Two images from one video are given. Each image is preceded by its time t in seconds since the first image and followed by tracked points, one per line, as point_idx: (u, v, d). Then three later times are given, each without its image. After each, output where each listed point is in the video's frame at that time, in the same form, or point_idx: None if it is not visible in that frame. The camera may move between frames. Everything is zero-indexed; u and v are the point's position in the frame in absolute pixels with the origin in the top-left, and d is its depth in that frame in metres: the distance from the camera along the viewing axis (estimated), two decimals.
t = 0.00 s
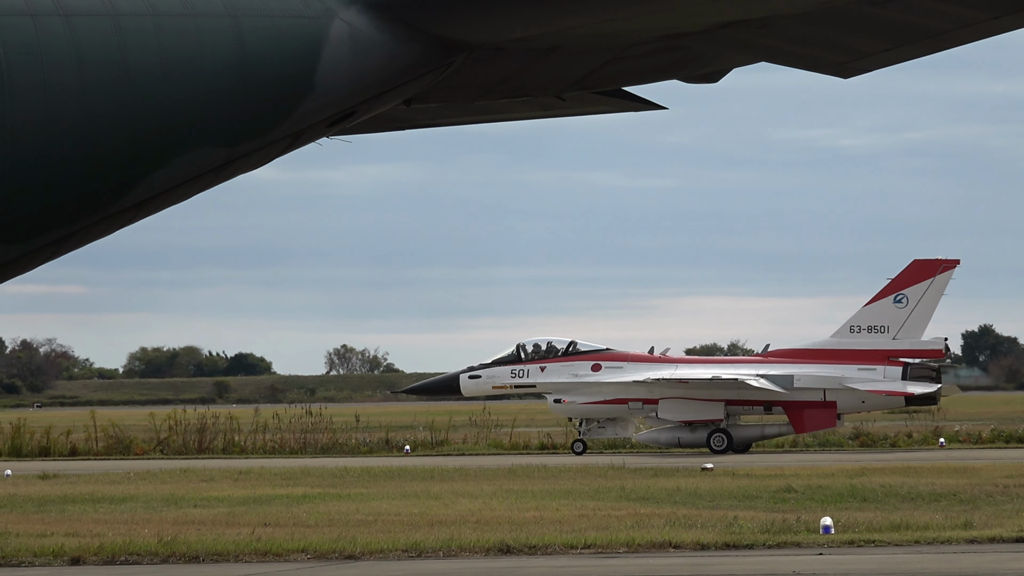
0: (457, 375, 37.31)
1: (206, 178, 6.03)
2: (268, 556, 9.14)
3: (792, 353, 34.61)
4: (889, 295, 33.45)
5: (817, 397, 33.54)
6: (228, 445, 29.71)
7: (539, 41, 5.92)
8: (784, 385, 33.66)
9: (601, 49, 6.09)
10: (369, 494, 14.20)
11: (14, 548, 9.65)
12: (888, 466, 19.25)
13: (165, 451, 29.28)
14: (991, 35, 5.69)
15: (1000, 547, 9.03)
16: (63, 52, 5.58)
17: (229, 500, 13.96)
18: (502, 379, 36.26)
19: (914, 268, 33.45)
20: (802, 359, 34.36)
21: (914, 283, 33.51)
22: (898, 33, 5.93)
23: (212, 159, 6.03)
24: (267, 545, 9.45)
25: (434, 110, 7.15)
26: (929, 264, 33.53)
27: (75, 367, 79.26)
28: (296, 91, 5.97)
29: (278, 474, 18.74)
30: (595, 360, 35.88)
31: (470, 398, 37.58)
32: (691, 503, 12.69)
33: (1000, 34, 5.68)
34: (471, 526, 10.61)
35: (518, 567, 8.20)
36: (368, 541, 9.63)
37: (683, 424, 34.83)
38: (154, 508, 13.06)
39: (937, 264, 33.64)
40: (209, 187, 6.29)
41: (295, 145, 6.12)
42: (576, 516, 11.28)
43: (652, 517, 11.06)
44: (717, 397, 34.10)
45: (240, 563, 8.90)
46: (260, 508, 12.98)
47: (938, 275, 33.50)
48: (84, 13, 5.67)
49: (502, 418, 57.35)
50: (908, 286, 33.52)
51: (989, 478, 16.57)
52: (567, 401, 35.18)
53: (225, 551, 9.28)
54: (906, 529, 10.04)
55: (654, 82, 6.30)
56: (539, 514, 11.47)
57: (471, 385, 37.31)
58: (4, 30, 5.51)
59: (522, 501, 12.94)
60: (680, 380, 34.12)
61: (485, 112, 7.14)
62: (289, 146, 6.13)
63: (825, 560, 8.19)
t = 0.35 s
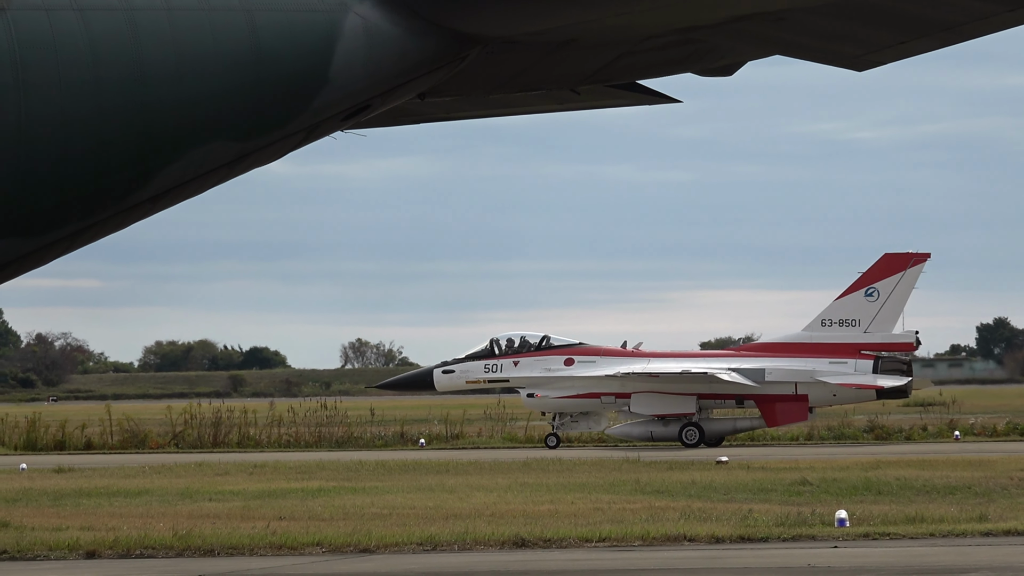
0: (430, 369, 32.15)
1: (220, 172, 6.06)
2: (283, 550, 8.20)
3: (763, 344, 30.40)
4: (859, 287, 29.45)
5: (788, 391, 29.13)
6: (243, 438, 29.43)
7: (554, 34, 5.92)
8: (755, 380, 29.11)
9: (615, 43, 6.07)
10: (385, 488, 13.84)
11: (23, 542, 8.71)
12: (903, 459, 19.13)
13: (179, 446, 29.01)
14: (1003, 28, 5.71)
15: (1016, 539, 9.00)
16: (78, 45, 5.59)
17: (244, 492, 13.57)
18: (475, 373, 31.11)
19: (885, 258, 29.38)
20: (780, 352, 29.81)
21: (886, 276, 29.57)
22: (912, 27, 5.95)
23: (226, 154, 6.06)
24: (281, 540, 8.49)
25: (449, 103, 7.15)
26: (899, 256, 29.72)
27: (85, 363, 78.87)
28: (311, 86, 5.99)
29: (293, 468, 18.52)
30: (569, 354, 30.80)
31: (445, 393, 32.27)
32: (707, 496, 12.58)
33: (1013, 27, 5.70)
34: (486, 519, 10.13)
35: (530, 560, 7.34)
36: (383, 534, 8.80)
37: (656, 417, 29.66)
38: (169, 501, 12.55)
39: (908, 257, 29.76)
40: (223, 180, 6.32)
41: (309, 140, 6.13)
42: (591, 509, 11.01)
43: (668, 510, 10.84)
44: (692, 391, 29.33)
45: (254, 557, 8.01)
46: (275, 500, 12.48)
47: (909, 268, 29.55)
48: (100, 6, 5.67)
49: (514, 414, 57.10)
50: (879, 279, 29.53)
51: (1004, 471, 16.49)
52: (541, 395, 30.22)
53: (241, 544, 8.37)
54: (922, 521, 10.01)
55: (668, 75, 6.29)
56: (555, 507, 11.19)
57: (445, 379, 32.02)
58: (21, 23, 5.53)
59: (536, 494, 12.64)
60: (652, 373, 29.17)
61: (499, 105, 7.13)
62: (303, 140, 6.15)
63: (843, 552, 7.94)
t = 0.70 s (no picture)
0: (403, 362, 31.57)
1: (236, 164, 6.11)
2: (299, 543, 8.19)
3: (737, 339, 29.70)
4: (831, 281, 28.76)
5: (760, 384, 28.39)
6: (259, 431, 29.46)
7: (568, 28, 5.89)
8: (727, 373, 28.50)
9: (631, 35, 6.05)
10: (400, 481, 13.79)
11: (40, 535, 8.69)
12: (918, 453, 19.10)
13: (195, 438, 29.04)
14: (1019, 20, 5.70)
15: None
16: (94, 40, 5.59)
17: (260, 485, 13.45)
18: (448, 367, 30.49)
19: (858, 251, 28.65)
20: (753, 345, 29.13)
21: (858, 269, 28.89)
22: (926, 19, 5.94)
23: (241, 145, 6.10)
24: (297, 533, 8.47)
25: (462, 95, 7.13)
26: (871, 250, 29.02)
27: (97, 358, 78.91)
28: (327, 78, 6.01)
29: (309, 461, 18.50)
30: (542, 348, 30.31)
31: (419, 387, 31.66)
32: (723, 489, 12.52)
33: None
34: (501, 512, 10.10)
35: (543, 554, 7.26)
36: (398, 527, 8.76)
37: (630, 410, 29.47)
38: (186, 494, 12.49)
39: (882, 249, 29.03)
40: (237, 170, 6.36)
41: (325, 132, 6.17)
42: (607, 502, 10.96)
43: (684, 503, 10.79)
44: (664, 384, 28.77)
45: (270, 549, 7.98)
46: (291, 493, 12.41)
47: (882, 262, 28.87)
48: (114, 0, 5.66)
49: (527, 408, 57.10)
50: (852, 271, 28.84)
51: (1020, 463, 16.46)
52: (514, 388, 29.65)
53: (257, 537, 8.35)
54: (937, 514, 10.02)
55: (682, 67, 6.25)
56: (571, 500, 11.12)
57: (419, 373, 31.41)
58: (35, 18, 5.52)
59: (551, 487, 12.56)
60: (623, 366, 28.69)
61: (513, 98, 7.11)
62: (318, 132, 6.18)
63: (857, 545, 7.90)
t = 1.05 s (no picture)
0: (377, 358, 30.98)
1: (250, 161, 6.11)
2: (314, 539, 8.19)
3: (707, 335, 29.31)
4: (802, 276, 28.19)
5: (731, 380, 28.09)
6: (274, 427, 29.40)
7: (582, 23, 5.90)
8: (698, 369, 28.14)
9: (643, 31, 6.04)
10: (415, 476, 13.69)
11: (54, 532, 8.66)
12: (933, 447, 19.04)
13: (210, 435, 28.97)
14: None
15: None
16: (109, 40, 5.60)
17: (274, 482, 13.36)
18: (421, 363, 29.85)
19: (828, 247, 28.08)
20: (721, 342, 28.78)
21: (828, 266, 28.30)
22: (939, 14, 5.96)
23: (254, 143, 6.10)
24: (313, 529, 8.46)
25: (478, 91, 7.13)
26: (842, 245, 28.46)
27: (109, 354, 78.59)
28: (341, 73, 6.02)
29: (323, 457, 18.46)
30: (515, 344, 29.72)
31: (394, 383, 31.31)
32: (738, 484, 12.48)
33: None
34: (517, 508, 10.08)
35: (560, 549, 7.20)
36: (414, 523, 8.74)
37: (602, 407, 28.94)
38: (201, 490, 12.44)
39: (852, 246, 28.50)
40: (250, 168, 6.37)
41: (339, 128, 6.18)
42: (622, 497, 10.92)
43: (699, 498, 10.75)
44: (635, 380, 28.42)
45: (285, 546, 7.98)
46: (306, 490, 12.36)
47: (853, 258, 28.30)
48: None
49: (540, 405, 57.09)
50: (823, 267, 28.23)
51: None
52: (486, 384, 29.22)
53: (272, 533, 8.35)
54: (952, 508, 10.00)
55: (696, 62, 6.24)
56: (585, 496, 11.08)
57: (393, 369, 30.96)
58: (50, 17, 5.52)
59: (567, 483, 12.49)
60: (593, 362, 28.29)
61: (528, 94, 7.11)
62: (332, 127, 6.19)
63: (871, 539, 7.89)
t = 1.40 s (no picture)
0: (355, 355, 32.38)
1: (267, 156, 6.13)
2: (332, 535, 8.17)
3: (683, 331, 30.77)
4: (776, 273, 29.75)
5: (706, 376, 29.43)
6: (292, 423, 29.37)
7: (599, 18, 5.86)
8: (672, 365, 29.48)
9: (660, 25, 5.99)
10: (432, 472, 13.71)
11: (73, 528, 8.67)
12: (950, 442, 18.99)
13: (228, 431, 29.04)
14: None
15: None
16: (126, 37, 5.61)
17: (294, 477, 13.40)
18: (398, 360, 31.51)
19: (801, 244, 29.67)
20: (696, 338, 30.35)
21: (803, 262, 29.86)
22: (958, 8, 5.92)
23: (271, 137, 6.12)
24: (331, 524, 8.46)
25: (496, 86, 7.09)
26: (815, 242, 29.99)
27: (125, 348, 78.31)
28: (357, 68, 6.01)
29: (342, 452, 18.56)
30: (490, 340, 31.19)
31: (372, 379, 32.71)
32: (757, 479, 12.51)
33: None
34: (535, 502, 10.12)
35: (579, 545, 7.18)
36: (431, 518, 8.75)
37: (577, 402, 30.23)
38: (219, 486, 12.48)
39: (825, 242, 29.97)
40: (267, 163, 6.39)
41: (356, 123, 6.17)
42: (640, 492, 10.95)
43: (718, 493, 10.78)
44: (609, 376, 29.80)
45: (304, 541, 7.97)
46: (325, 485, 12.42)
47: (826, 254, 29.86)
48: None
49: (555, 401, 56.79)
50: (796, 264, 29.82)
51: None
52: (463, 380, 30.67)
53: (290, 529, 8.33)
54: (971, 503, 9.98)
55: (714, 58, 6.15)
56: (604, 490, 11.14)
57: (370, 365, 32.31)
58: (66, 15, 5.51)
59: (584, 478, 12.60)
60: (566, 359, 29.63)
61: (545, 89, 7.07)
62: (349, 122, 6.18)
63: (891, 534, 7.89)
